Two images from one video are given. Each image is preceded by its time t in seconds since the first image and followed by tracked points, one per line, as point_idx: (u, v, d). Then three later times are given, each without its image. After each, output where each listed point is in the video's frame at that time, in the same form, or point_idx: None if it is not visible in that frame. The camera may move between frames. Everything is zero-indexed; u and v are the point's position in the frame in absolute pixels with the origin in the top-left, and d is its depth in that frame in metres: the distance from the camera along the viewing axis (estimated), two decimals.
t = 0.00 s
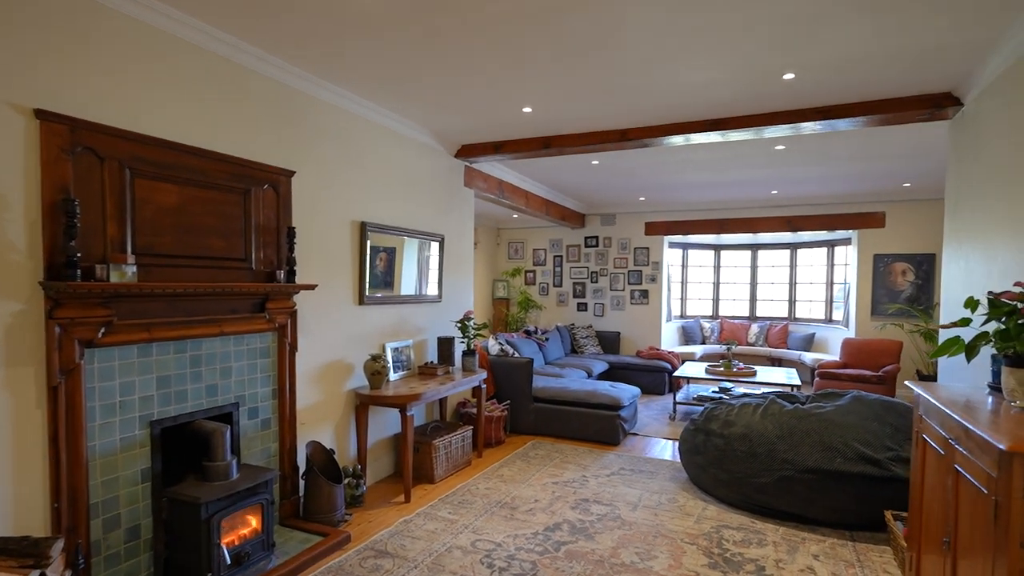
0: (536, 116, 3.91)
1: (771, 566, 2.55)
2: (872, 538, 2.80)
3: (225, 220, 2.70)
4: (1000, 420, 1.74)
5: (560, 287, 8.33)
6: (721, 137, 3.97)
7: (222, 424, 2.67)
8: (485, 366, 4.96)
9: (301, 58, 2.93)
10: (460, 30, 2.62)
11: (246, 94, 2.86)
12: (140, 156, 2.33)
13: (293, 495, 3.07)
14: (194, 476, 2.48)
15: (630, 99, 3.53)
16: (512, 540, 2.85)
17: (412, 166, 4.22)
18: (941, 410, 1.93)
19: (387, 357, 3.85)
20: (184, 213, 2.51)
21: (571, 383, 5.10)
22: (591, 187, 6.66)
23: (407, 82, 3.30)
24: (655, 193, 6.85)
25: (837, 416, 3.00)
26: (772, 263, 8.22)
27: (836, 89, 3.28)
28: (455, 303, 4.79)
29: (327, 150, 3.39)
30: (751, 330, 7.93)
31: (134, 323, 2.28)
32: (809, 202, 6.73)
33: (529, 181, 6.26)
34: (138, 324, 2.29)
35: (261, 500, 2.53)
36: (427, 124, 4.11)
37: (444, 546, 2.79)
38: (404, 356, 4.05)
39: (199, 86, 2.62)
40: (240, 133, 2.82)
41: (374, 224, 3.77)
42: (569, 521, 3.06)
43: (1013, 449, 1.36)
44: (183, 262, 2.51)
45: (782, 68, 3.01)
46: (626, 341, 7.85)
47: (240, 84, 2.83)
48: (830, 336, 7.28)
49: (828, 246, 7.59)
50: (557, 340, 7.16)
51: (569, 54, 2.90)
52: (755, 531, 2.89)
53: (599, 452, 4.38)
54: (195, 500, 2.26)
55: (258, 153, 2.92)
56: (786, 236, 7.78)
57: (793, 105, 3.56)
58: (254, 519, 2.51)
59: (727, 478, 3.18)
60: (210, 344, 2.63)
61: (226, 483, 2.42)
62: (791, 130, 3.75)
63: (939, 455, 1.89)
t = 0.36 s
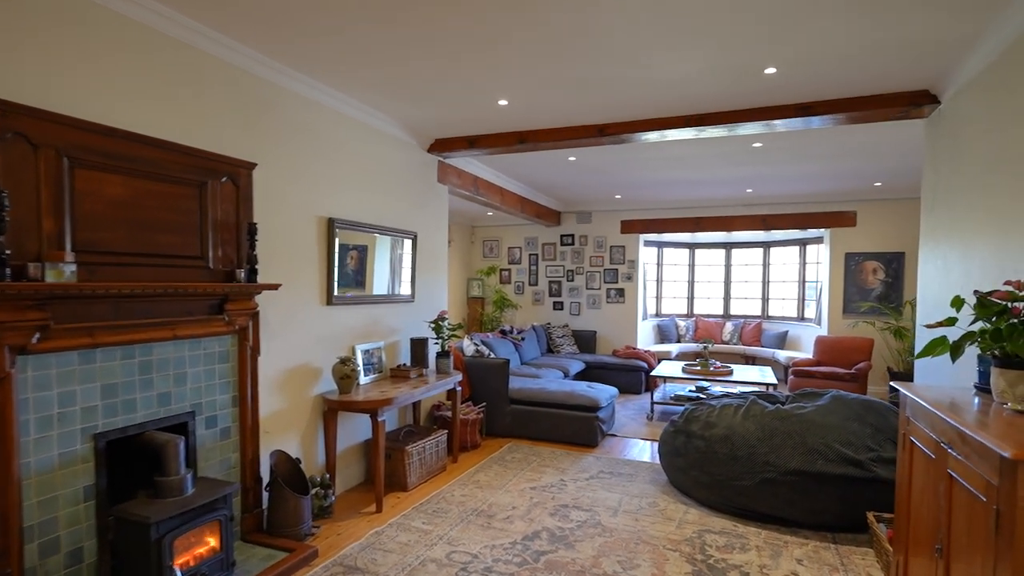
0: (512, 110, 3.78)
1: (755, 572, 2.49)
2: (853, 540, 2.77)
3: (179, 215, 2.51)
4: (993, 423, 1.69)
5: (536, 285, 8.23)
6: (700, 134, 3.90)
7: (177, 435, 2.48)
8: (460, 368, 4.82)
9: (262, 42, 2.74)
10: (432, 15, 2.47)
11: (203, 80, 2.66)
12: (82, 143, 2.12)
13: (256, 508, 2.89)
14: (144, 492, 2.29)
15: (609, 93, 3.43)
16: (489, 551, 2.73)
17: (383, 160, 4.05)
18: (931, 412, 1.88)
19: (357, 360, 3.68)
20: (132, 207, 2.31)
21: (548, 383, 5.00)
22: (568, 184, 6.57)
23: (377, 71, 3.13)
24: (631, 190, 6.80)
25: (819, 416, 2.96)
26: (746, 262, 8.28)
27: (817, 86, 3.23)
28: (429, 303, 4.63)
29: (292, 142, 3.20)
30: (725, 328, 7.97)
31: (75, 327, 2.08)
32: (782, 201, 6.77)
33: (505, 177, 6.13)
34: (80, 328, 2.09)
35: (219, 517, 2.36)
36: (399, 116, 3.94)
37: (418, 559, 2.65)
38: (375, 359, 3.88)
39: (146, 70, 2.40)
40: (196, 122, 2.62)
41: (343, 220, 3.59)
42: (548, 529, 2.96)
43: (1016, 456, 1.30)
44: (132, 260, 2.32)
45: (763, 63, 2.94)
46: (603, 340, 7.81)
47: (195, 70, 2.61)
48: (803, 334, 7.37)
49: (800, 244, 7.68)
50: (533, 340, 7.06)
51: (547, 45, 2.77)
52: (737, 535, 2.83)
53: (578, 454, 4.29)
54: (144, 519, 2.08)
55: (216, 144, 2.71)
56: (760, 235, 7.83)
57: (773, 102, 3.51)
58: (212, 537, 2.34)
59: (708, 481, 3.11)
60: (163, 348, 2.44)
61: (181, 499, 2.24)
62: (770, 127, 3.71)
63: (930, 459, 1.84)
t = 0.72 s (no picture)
0: (480, 102, 3.60)
1: None
2: (832, 546, 2.71)
3: (109, 209, 2.26)
4: (985, 428, 1.61)
5: (507, 285, 8.08)
6: (674, 129, 3.80)
7: (109, 453, 2.23)
8: (428, 371, 4.63)
9: (202, 19, 2.49)
10: None
11: (134, 59, 2.40)
12: None
13: (202, 529, 2.65)
14: (69, 518, 2.04)
15: (581, 85, 3.28)
16: (457, 569, 2.56)
17: (345, 153, 3.82)
18: (919, 418, 1.81)
19: (316, 366, 3.45)
20: (51, 199, 2.05)
21: (519, 386, 4.85)
22: (538, 181, 6.43)
23: (333, 57, 2.90)
24: (602, 188, 6.70)
25: (796, 420, 2.89)
26: (716, 261, 8.30)
27: (792, 80, 3.16)
28: (394, 304, 4.42)
29: (241, 131, 2.95)
30: (696, 328, 7.98)
31: None
32: (752, 201, 6.79)
33: (474, 174, 5.95)
34: None
35: (157, 543, 2.14)
36: (360, 106, 3.72)
37: None
38: (336, 364, 3.66)
39: (62, 44, 2.13)
40: (126, 106, 2.36)
41: (301, 217, 3.36)
42: (520, 543, 2.80)
43: None
44: (53, 259, 2.06)
45: (740, 55, 2.83)
46: (574, 340, 7.71)
47: (124, 47, 2.36)
48: (772, 333, 7.42)
49: (768, 244, 7.73)
50: (504, 340, 6.91)
51: (518, 31, 2.60)
52: (715, 544, 2.73)
53: (550, 460, 4.15)
54: (66, 551, 1.83)
55: (149, 129, 2.46)
56: (729, 234, 7.86)
57: (749, 97, 3.42)
58: (149, 566, 2.12)
59: (685, 488, 3.01)
60: (91, 357, 2.20)
61: (111, 526, 2.01)
62: (744, 123, 3.63)
63: (920, 468, 1.77)
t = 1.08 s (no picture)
0: (453, 93, 3.43)
1: None
2: (818, 553, 2.63)
3: (37, 201, 2.02)
4: (985, 434, 1.54)
5: (482, 285, 7.92)
6: (654, 125, 3.69)
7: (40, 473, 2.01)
8: (400, 375, 4.44)
9: None
10: None
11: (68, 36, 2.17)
12: None
13: (149, 552, 2.42)
14: None
15: (559, 76, 3.14)
16: None
17: (310, 146, 3.61)
18: (914, 423, 1.72)
19: (279, 371, 3.24)
20: None
21: (494, 390, 4.70)
22: (514, 179, 6.29)
23: (294, 40, 2.70)
24: (579, 187, 6.60)
25: (779, 424, 2.81)
26: (691, 261, 8.29)
27: (775, 75, 3.07)
28: (363, 306, 4.23)
29: (195, 119, 2.74)
30: (672, 328, 7.95)
31: None
32: (727, 201, 6.77)
33: (447, 170, 5.78)
34: None
35: (93, 571, 1.94)
36: (326, 96, 3.51)
37: None
38: (301, 369, 3.45)
39: None
40: (59, 86, 2.13)
41: (262, 212, 3.14)
42: (496, 557, 2.65)
43: None
44: None
45: (724, 46, 2.73)
46: (551, 341, 7.59)
47: (54, 19, 2.12)
48: (747, 333, 7.44)
49: (743, 244, 7.74)
50: (479, 342, 6.75)
51: (492, 15, 2.45)
52: (699, 554, 2.62)
53: (527, 466, 4.01)
54: None
55: (87, 115, 2.23)
56: (705, 234, 7.85)
57: (731, 91, 3.34)
58: None
59: (666, 495, 2.90)
60: (18, 365, 1.97)
61: (41, 555, 1.79)
62: (724, 119, 3.55)
63: (916, 478, 1.69)
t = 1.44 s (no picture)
0: (431, 81, 3.24)
1: None
2: (813, 563, 2.53)
3: None
4: (1003, 439, 1.45)
5: (460, 284, 7.73)
6: (641, 118, 3.57)
7: None
8: (375, 379, 4.24)
9: None
10: None
11: None
12: None
13: None
14: None
15: (543, 65, 2.98)
16: None
17: (279, 136, 3.38)
18: (924, 431, 1.62)
19: (244, 376, 3.02)
20: None
21: (474, 393, 4.53)
22: (494, 175, 6.12)
23: (257, 18, 2.48)
24: (560, 184, 6.47)
25: (771, 428, 2.71)
26: (671, 260, 8.24)
27: (766, 66, 2.97)
28: (336, 306, 4.01)
29: (148, 102, 2.50)
30: (652, 327, 7.89)
31: None
32: (709, 200, 6.73)
33: (425, 165, 5.58)
34: None
35: None
36: (294, 83, 3.29)
37: None
38: (268, 374, 3.22)
39: None
40: None
41: (225, 205, 2.91)
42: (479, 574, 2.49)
43: None
44: None
45: (716, 35, 2.61)
46: (531, 341, 7.45)
47: None
48: (727, 333, 7.41)
49: (723, 243, 7.72)
50: (457, 343, 6.57)
51: None
52: (691, 567, 2.50)
53: (509, 472, 3.85)
54: None
55: (20, 93, 1.98)
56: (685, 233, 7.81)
57: (720, 84, 3.23)
58: None
59: (656, 504, 2.78)
60: None
61: None
62: (712, 112, 3.44)
63: (928, 489, 1.59)
